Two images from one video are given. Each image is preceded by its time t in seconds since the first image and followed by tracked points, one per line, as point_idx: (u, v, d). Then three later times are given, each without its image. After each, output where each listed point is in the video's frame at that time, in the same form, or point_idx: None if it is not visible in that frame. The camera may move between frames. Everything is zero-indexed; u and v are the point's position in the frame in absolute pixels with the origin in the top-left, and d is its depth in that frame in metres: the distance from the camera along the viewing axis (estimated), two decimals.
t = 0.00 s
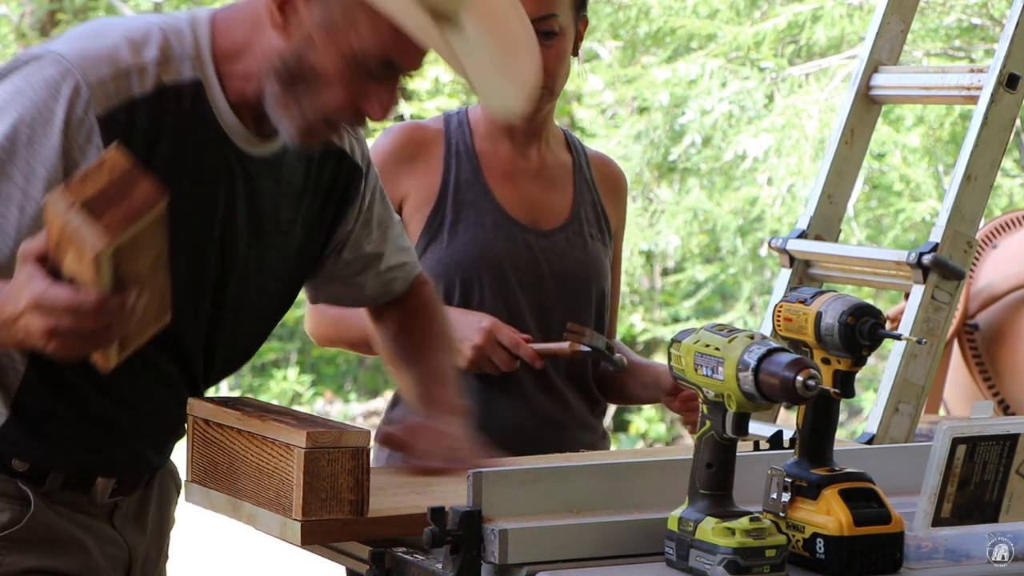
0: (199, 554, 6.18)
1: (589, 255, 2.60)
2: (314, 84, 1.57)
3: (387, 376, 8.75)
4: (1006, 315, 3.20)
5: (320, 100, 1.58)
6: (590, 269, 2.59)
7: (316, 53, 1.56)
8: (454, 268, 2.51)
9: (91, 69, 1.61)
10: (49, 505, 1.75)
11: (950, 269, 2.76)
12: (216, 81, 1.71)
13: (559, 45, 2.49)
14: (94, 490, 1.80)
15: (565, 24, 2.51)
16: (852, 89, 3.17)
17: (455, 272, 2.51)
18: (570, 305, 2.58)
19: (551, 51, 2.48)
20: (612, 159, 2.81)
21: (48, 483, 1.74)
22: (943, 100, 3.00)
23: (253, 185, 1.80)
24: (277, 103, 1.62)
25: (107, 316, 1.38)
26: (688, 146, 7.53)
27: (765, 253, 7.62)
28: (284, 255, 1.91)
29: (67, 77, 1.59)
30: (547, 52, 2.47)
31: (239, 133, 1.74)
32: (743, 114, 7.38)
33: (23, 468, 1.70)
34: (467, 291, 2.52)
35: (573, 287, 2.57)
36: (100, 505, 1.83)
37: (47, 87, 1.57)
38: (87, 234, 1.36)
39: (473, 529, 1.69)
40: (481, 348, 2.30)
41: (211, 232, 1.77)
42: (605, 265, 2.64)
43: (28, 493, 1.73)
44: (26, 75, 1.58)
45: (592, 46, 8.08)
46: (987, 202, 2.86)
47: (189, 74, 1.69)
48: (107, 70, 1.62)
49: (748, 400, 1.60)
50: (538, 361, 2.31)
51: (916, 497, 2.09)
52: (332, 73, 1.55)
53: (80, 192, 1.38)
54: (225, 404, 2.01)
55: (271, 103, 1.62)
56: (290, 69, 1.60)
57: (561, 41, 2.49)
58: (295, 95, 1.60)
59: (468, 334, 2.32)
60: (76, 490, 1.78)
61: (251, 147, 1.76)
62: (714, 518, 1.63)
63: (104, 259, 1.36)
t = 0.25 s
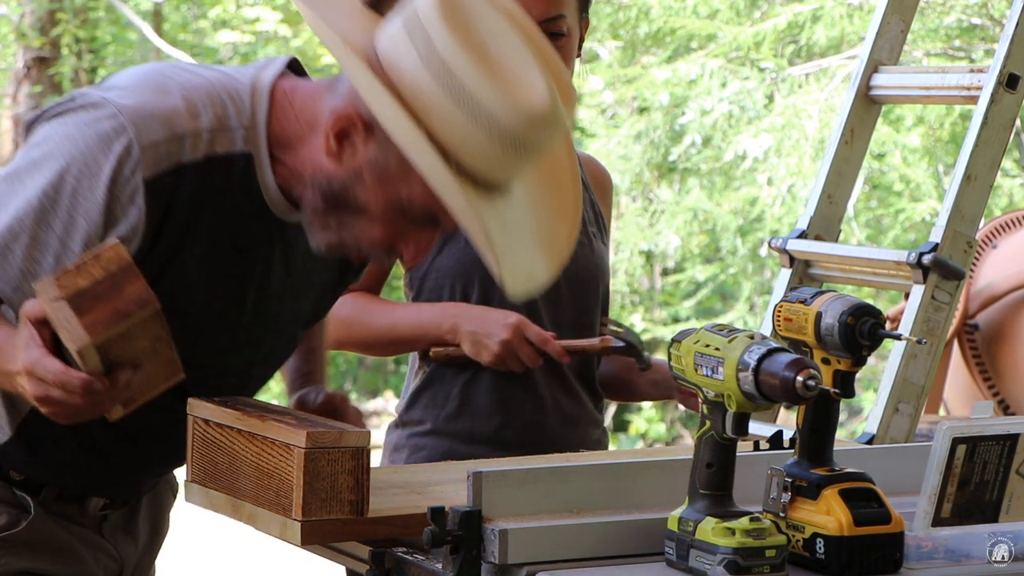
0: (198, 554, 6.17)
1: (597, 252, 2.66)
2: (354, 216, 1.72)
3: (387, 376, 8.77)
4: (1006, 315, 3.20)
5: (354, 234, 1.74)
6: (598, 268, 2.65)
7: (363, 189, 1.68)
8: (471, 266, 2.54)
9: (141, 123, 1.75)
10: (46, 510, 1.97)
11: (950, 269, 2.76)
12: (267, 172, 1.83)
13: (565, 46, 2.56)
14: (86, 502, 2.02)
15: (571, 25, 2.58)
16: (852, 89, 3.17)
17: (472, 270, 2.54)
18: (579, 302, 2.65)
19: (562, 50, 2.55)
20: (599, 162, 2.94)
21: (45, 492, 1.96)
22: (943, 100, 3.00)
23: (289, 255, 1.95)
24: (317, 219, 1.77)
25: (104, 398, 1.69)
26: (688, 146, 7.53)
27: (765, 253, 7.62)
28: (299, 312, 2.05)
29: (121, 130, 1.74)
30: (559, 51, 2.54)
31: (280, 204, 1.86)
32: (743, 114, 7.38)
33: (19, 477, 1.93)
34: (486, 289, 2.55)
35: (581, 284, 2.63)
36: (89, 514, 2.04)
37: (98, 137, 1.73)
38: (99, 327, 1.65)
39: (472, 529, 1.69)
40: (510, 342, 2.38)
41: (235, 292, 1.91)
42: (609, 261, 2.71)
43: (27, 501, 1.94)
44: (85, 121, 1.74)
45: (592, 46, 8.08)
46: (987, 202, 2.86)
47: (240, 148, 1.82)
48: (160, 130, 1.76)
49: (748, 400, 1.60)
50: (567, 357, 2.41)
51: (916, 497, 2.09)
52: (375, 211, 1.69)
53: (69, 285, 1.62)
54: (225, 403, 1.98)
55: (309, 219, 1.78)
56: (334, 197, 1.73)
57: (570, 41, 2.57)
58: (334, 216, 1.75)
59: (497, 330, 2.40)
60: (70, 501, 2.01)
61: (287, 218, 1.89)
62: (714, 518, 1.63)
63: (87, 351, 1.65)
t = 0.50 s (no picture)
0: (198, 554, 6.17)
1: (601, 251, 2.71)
2: (352, 229, 1.74)
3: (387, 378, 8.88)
4: (1006, 315, 3.20)
5: (357, 244, 1.76)
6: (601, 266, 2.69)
7: (366, 211, 1.72)
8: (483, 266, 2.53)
9: (156, 134, 1.77)
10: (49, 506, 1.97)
11: (950, 269, 2.76)
12: (275, 182, 1.86)
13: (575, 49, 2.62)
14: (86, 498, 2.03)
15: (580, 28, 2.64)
16: (852, 89, 3.17)
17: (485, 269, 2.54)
18: (585, 304, 2.68)
19: (569, 52, 2.61)
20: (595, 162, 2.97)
21: (46, 489, 1.96)
22: (943, 100, 3.00)
23: (294, 266, 2.00)
24: (318, 233, 1.80)
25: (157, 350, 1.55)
26: (688, 146, 7.53)
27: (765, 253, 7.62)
28: (306, 325, 2.12)
29: (135, 140, 1.75)
30: (565, 53, 2.60)
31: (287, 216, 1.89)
32: (743, 114, 7.38)
33: (21, 476, 1.93)
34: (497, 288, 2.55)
35: (588, 283, 2.66)
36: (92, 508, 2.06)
37: (114, 151, 1.74)
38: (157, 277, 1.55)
39: (472, 529, 1.69)
40: (531, 345, 2.40)
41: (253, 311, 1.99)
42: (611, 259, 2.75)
43: (28, 499, 1.95)
44: (101, 133, 1.75)
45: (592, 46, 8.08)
46: (988, 202, 2.86)
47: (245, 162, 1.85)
48: (175, 143, 1.79)
49: (748, 400, 1.60)
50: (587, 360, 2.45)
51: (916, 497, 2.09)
52: (376, 231, 1.73)
53: (141, 242, 1.54)
54: (225, 403, 1.98)
55: (312, 234, 1.81)
56: (335, 212, 1.75)
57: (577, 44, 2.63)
58: (335, 230, 1.77)
59: (517, 334, 2.40)
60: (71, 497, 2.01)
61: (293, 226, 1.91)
62: (714, 518, 1.63)
63: (157, 307, 1.52)
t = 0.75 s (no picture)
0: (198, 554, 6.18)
1: (601, 253, 2.70)
2: (337, 94, 1.69)
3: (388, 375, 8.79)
4: (1006, 315, 3.20)
5: (343, 107, 1.69)
6: (599, 268, 2.68)
7: (340, 66, 1.68)
8: (482, 266, 2.52)
9: (123, 61, 1.68)
10: (63, 493, 1.89)
11: (950, 269, 2.76)
12: (244, 89, 1.83)
13: (577, 52, 2.56)
14: (103, 482, 1.94)
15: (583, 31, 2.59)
16: (851, 89, 3.17)
17: (484, 269, 2.52)
18: (585, 304, 2.68)
19: (570, 58, 2.55)
20: (597, 163, 2.97)
21: (62, 473, 1.88)
22: (943, 100, 3.00)
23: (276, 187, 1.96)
24: (309, 113, 1.73)
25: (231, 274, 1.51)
26: (688, 146, 7.54)
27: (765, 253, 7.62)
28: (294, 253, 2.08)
29: (104, 69, 1.66)
30: (567, 59, 2.54)
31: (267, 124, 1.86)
32: (743, 114, 7.38)
33: (37, 459, 1.84)
34: (496, 288, 2.54)
35: (586, 285, 2.66)
36: (108, 495, 1.97)
37: (85, 87, 1.64)
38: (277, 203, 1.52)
39: (472, 529, 1.69)
40: (527, 345, 2.40)
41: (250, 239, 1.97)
42: (610, 261, 2.74)
43: (41, 484, 1.86)
44: (65, 71, 1.65)
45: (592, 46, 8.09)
46: (988, 203, 2.86)
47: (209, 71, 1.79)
48: (144, 70, 1.71)
49: (748, 400, 1.60)
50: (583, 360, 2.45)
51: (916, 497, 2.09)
52: (356, 85, 1.67)
53: (270, 149, 1.51)
54: (226, 404, 1.98)
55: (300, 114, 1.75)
56: (318, 86, 1.71)
57: (578, 48, 2.56)
58: (320, 102, 1.71)
59: (514, 333, 2.40)
60: (88, 481, 1.93)
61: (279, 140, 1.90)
62: (714, 518, 1.63)
63: (262, 212, 1.48)
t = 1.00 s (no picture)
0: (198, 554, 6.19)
1: (597, 252, 2.70)
2: None
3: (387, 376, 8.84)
4: (1006, 315, 3.19)
5: (291, 19, 1.91)
6: (595, 268, 2.68)
7: None
8: (474, 263, 2.53)
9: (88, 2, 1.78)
10: (65, 483, 1.89)
11: (950, 269, 2.76)
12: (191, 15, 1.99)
13: (568, 49, 2.64)
14: (107, 469, 1.94)
15: (574, 29, 2.66)
16: (851, 89, 3.17)
17: (477, 267, 2.53)
18: (582, 304, 2.68)
19: (561, 53, 2.61)
20: (598, 165, 2.98)
21: (63, 461, 1.88)
22: (943, 100, 3.00)
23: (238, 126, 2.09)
24: (254, 27, 1.95)
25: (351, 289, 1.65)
26: (688, 146, 7.54)
27: (765, 253, 7.62)
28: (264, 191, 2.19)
29: (76, 14, 1.75)
30: (558, 54, 2.61)
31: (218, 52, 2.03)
32: (743, 114, 7.38)
33: (40, 445, 1.85)
34: (490, 286, 2.54)
35: (582, 285, 2.66)
36: (112, 483, 1.97)
37: (67, 35, 1.73)
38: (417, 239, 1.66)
39: (473, 530, 1.69)
40: (518, 342, 2.38)
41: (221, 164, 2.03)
42: (608, 261, 2.74)
43: (42, 472, 1.86)
44: (42, 26, 1.73)
45: (592, 46, 8.09)
46: (988, 203, 2.86)
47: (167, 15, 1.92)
48: (113, 11, 1.80)
49: (748, 400, 1.60)
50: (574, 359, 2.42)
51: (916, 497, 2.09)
52: None
53: (415, 178, 1.69)
54: (225, 404, 2.01)
55: (250, 31, 1.96)
56: None
57: (570, 46, 2.64)
58: (270, 13, 1.92)
59: (504, 331, 2.39)
60: (92, 470, 1.92)
61: (232, 80, 2.07)
62: (714, 518, 1.63)
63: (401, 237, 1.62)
